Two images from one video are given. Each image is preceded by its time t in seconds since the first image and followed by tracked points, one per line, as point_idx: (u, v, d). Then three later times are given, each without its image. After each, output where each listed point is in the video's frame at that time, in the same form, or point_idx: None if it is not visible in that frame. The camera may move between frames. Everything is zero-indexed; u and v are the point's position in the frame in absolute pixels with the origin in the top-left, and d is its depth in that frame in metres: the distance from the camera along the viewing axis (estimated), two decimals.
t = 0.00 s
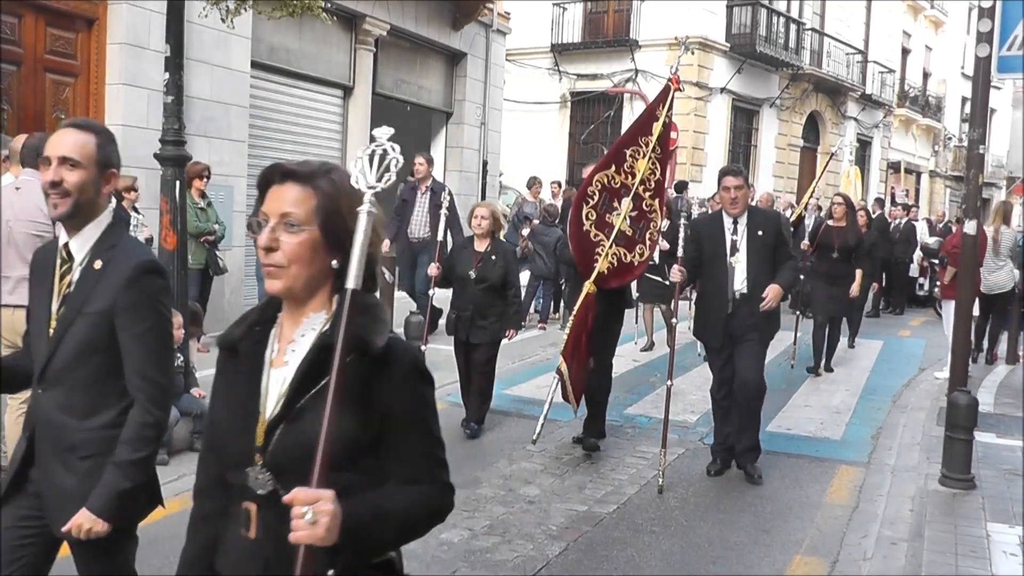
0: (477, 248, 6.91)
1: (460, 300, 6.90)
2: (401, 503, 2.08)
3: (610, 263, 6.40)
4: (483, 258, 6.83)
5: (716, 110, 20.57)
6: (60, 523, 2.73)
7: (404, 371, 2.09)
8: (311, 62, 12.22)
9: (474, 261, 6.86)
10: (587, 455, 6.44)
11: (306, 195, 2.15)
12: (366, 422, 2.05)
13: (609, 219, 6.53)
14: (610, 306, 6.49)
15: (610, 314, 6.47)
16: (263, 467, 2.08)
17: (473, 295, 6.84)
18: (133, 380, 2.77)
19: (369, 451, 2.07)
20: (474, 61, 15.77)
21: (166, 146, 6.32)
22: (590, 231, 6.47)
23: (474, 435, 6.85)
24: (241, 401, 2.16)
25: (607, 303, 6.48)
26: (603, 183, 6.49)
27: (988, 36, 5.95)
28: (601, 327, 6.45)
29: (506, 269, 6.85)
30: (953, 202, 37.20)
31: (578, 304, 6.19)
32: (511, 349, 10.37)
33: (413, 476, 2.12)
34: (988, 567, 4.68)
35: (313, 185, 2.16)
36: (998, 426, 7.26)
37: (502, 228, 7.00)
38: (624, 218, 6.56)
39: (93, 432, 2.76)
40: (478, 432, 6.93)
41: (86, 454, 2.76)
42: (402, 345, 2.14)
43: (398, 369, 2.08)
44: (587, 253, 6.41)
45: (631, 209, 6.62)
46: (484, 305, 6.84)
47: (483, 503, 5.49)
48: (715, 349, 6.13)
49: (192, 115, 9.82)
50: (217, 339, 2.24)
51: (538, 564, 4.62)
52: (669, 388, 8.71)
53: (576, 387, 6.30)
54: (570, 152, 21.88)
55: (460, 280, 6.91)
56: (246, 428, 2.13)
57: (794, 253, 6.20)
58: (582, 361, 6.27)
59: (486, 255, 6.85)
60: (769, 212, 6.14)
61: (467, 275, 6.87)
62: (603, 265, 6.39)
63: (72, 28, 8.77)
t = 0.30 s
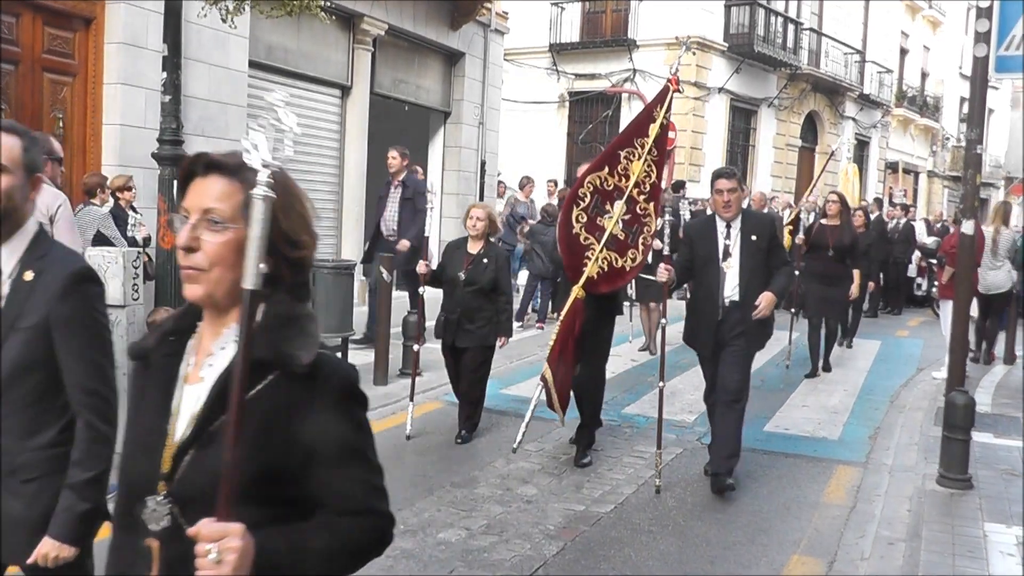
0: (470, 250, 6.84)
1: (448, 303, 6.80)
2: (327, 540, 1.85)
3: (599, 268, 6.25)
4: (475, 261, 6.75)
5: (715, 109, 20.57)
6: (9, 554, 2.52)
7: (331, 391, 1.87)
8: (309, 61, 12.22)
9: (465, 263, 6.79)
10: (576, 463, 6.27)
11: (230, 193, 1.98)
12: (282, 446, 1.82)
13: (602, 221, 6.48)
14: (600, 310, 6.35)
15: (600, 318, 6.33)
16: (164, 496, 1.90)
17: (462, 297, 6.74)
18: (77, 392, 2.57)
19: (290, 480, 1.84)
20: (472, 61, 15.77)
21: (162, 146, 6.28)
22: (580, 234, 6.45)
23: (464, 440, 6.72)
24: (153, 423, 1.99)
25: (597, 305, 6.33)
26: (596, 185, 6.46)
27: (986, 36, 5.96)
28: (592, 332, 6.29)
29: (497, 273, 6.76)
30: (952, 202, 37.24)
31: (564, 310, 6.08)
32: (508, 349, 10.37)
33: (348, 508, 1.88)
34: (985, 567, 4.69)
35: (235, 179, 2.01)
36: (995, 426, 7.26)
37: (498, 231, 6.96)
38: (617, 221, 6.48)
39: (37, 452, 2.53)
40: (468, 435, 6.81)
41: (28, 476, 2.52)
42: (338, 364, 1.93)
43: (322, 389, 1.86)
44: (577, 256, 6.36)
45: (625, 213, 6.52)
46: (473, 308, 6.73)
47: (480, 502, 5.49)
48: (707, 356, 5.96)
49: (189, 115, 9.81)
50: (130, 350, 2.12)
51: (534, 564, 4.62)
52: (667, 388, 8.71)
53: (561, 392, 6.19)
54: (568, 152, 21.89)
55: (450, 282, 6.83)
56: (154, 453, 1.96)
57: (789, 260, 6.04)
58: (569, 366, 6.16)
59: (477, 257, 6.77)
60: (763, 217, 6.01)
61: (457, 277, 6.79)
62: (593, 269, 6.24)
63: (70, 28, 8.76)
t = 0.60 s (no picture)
0: (458, 249, 6.66)
1: (436, 304, 6.62)
2: None
3: (584, 265, 5.96)
4: (463, 260, 6.57)
5: (713, 108, 20.58)
6: None
7: (225, 415, 1.56)
8: (306, 61, 12.21)
9: (452, 263, 6.60)
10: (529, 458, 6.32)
11: (116, 183, 1.62)
12: (167, 486, 1.55)
13: (587, 217, 6.19)
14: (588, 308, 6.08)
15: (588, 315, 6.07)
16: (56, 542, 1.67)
17: (450, 297, 6.55)
18: None
19: (191, 524, 1.58)
20: (469, 60, 15.77)
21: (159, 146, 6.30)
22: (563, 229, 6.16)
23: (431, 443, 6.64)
24: (40, 452, 1.72)
25: (585, 303, 6.07)
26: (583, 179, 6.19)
27: (983, 35, 5.96)
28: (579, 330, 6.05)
29: (485, 272, 6.58)
30: (950, 200, 37.27)
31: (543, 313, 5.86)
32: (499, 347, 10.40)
33: (256, 548, 1.56)
34: (983, 566, 4.69)
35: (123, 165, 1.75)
36: (994, 425, 7.26)
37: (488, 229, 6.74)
38: (605, 217, 6.19)
39: None
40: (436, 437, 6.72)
41: None
42: (239, 376, 1.62)
43: (215, 412, 1.55)
44: (561, 253, 6.08)
45: (613, 209, 6.23)
46: (461, 309, 6.57)
47: (477, 501, 5.49)
48: (695, 362, 5.67)
49: (187, 114, 9.81)
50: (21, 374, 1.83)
51: (533, 563, 4.62)
52: (665, 387, 8.70)
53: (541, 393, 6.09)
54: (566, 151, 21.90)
55: (438, 282, 6.63)
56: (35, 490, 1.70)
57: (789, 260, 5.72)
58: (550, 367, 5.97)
59: (466, 256, 6.59)
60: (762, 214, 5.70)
61: (446, 277, 6.59)
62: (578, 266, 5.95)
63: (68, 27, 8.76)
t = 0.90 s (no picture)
0: (437, 252, 6.54)
1: (418, 309, 6.46)
2: None
3: (565, 269, 5.85)
4: (444, 262, 6.45)
5: (711, 107, 20.60)
6: None
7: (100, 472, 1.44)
8: (304, 61, 12.21)
9: (434, 266, 6.47)
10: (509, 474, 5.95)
11: None
12: (40, 549, 1.42)
13: (569, 219, 6.07)
14: (573, 314, 5.95)
15: (572, 320, 5.94)
16: None
17: (432, 301, 6.42)
18: None
19: None
20: (467, 59, 15.77)
21: (157, 146, 6.30)
22: (544, 233, 6.04)
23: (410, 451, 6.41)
24: None
25: (568, 308, 5.94)
26: (563, 181, 6.07)
27: (980, 33, 5.96)
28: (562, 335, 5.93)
29: (467, 274, 6.47)
30: (949, 198, 37.30)
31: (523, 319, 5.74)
32: (492, 345, 10.43)
33: None
34: (981, 564, 4.70)
35: None
36: (992, 423, 7.26)
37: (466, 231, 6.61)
38: (587, 219, 6.06)
39: None
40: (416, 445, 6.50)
41: None
42: (121, 416, 1.50)
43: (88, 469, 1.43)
44: (541, 257, 5.96)
45: (595, 210, 6.09)
46: (446, 314, 6.42)
47: (475, 501, 5.49)
48: (687, 366, 5.40)
49: (186, 115, 9.81)
50: None
51: (531, 561, 4.63)
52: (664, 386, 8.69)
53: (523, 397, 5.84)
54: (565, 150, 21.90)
55: (419, 286, 6.49)
56: None
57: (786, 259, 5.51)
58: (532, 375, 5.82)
59: (447, 258, 6.47)
60: (759, 211, 5.50)
61: (427, 281, 6.45)
62: (558, 271, 5.84)
63: (65, 28, 8.75)
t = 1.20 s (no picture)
0: (413, 251, 6.35)
1: (394, 310, 6.31)
2: None
3: (546, 266, 5.59)
4: (419, 262, 6.26)
5: (708, 106, 20.62)
6: None
7: None
8: (300, 61, 12.20)
9: (409, 266, 6.29)
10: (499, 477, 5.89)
11: None
12: None
13: (547, 214, 5.77)
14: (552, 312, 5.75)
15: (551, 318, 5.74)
16: None
17: (408, 302, 6.26)
18: None
19: None
20: (464, 59, 15.78)
21: (154, 146, 6.31)
22: (521, 228, 5.73)
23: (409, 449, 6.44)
24: None
25: (547, 306, 5.71)
26: (540, 174, 5.78)
27: (975, 31, 5.97)
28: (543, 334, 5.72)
29: (444, 273, 6.26)
30: (946, 196, 37.32)
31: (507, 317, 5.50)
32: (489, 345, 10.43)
33: None
34: (978, 561, 4.70)
35: None
36: (989, 420, 7.26)
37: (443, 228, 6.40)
38: (565, 214, 5.76)
39: None
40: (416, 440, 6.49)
41: None
42: None
43: None
44: (520, 253, 5.66)
45: (573, 205, 5.80)
46: (421, 313, 6.26)
47: (473, 500, 5.49)
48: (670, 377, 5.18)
49: (182, 115, 9.81)
50: None
51: (529, 561, 4.63)
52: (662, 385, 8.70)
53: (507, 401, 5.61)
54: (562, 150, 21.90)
55: (396, 287, 6.33)
56: None
57: (769, 263, 5.28)
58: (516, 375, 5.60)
59: (422, 258, 6.28)
60: (740, 215, 5.29)
61: (403, 282, 6.29)
62: (539, 267, 5.58)
63: (63, 29, 8.75)
